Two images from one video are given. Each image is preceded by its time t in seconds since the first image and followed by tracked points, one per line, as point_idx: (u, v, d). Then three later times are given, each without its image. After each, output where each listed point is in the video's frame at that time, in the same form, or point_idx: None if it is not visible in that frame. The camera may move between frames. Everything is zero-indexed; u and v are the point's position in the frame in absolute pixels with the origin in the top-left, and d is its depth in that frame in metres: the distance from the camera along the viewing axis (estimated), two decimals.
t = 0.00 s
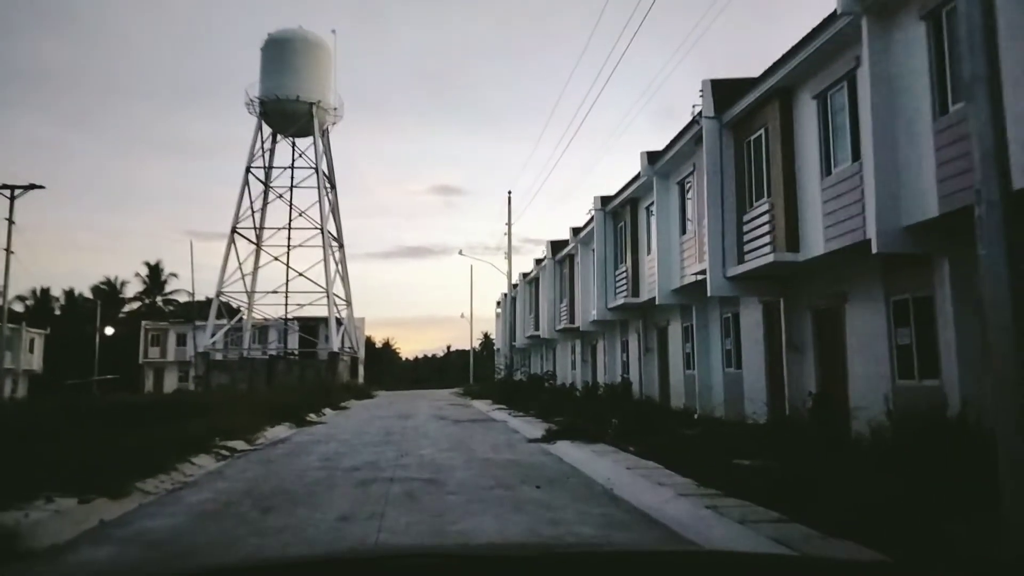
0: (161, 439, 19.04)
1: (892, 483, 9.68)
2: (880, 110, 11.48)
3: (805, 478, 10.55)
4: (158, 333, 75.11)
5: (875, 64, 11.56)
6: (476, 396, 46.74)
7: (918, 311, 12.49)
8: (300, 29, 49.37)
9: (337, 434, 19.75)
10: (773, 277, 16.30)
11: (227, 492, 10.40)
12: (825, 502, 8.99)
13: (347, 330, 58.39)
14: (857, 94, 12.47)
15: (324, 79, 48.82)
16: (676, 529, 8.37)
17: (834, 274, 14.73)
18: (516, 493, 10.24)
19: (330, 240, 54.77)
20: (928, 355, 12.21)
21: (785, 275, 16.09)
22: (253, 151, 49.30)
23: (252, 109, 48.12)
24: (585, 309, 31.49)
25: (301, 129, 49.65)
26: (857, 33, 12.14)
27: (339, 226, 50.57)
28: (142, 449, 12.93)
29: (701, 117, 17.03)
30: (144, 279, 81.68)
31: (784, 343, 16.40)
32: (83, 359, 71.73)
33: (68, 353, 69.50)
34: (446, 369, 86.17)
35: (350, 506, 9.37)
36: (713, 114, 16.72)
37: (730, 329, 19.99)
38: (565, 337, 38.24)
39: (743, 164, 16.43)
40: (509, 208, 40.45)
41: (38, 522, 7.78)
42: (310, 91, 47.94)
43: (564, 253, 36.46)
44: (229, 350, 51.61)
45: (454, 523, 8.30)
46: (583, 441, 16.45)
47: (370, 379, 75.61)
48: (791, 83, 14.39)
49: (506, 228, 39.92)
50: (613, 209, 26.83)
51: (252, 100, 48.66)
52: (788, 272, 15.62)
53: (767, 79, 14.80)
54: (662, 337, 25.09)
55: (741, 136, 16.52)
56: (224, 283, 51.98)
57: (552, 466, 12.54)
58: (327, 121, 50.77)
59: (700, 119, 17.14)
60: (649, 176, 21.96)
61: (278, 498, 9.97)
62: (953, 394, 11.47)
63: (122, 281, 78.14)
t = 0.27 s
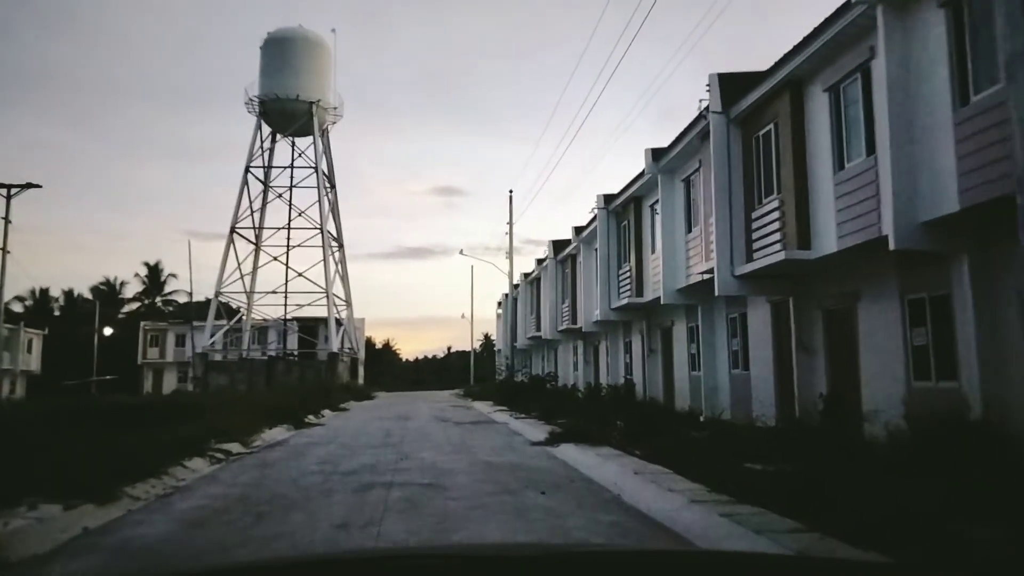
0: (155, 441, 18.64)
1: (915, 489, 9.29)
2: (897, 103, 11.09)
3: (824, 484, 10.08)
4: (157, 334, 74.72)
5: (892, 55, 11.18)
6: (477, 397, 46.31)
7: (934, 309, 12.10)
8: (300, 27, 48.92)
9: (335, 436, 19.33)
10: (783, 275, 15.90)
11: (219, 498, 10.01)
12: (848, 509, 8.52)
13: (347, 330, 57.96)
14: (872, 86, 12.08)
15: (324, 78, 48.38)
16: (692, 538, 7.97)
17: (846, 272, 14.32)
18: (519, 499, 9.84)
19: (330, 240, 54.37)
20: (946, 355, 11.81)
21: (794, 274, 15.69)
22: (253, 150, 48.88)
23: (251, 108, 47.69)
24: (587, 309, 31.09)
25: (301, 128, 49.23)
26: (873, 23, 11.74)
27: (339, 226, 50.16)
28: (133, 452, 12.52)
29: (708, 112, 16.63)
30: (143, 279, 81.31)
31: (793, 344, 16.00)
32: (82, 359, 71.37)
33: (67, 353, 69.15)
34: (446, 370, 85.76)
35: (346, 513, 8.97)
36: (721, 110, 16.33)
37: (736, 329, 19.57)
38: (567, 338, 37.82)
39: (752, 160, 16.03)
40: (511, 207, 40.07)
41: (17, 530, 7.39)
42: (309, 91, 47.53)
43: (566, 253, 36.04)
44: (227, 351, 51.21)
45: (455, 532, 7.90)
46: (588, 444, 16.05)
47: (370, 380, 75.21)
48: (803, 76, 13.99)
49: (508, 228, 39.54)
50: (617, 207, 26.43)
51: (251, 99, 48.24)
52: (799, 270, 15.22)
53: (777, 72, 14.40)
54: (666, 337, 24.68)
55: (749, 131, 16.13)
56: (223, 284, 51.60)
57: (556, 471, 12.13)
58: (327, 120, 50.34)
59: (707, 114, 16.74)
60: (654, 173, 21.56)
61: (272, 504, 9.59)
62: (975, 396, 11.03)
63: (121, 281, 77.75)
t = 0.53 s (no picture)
0: (148, 444, 18.13)
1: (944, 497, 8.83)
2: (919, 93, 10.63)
3: (846, 492, 9.56)
4: (156, 336, 74.24)
5: (912, 43, 10.71)
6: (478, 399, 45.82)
7: (955, 309, 11.65)
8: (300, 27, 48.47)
9: (334, 440, 18.84)
10: (794, 273, 15.42)
11: (210, 507, 9.51)
12: (877, 524, 8.01)
13: (348, 332, 57.56)
14: (891, 77, 11.61)
15: (323, 78, 47.94)
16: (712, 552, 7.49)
17: (861, 270, 13.85)
18: (526, 507, 9.36)
19: (330, 241, 53.95)
20: (967, 356, 11.35)
21: (806, 273, 15.24)
22: (252, 151, 48.46)
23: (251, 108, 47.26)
24: (590, 310, 30.61)
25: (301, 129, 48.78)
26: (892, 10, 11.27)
27: (339, 227, 49.74)
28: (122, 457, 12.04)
29: (717, 106, 16.16)
30: (143, 281, 80.92)
31: (805, 344, 15.51)
32: (80, 362, 70.92)
33: (65, 356, 68.70)
34: (447, 371, 85.32)
35: (343, 523, 8.49)
36: (729, 104, 15.88)
37: (747, 329, 18.92)
38: (570, 339, 37.35)
39: (762, 155, 15.55)
40: (513, 207, 39.72)
41: None
42: (309, 91, 47.09)
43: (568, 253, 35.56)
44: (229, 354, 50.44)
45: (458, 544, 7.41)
46: (594, 447, 15.55)
47: (370, 382, 74.74)
48: (816, 68, 13.55)
49: (510, 228, 39.25)
50: (621, 206, 25.95)
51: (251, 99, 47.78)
52: (812, 268, 14.76)
53: (789, 63, 13.93)
54: (672, 338, 24.19)
55: (759, 126, 15.67)
56: (222, 285, 51.16)
57: (563, 476, 11.64)
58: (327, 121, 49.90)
59: (716, 108, 16.26)
60: (659, 170, 21.08)
61: (265, 513, 9.10)
62: (1002, 399, 10.52)
63: (121, 283, 77.33)
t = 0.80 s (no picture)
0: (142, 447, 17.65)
1: (977, 501, 8.31)
2: (943, 75, 10.12)
3: (871, 496, 9.03)
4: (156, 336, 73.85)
5: (935, 23, 10.19)
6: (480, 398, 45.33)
7: (979, 302, 11.14)
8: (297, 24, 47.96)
9: (333, 441, 18.35)
10: (807, 267, 14.90)
11: (199, 515, 9.01)
12: (908, 528, 7.51)
13: (348, 331, 57.12)
14: (911, 60, 11.09)
15: (321, 74, 47.43)
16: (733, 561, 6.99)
17: (878, 263, 13.33)
18: (533, 514, 8.85)
19: (329, 239, 53.50)
20: (993, 351, 10.84)
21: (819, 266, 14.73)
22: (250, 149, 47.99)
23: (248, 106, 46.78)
24: (594, 307, 30.09)
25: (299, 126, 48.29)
26: None
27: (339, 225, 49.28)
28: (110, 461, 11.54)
29: (725, 95, 15.64)
30: (144, 281, 80.57)
31: (818, 340, 14.99)
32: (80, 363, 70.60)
33: (65, 357, 68.37)
34: (449, 370, 84.87)
35: (339, 532, 7.98)
36: (738, 92, 15.36)
37: (756, 325, 18.40)
38: (573, 337, 36.85)
39: (773, 145, 15.03)
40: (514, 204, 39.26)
41: None
42: (307, 88, 46.58)
43: (570, 250, 35.06)
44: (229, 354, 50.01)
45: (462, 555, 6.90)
46: (600, 448, 15.05)
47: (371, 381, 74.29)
48: (830, 53, 13.03)
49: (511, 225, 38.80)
50: (625, 200, 25.45)
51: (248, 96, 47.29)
52: (826, 262, 14.25)
53: (801, 49, 13.41)
54: (678, 335, 23.69)
55: (770, 114, 15.14)
56: (221, 284, 50.71)
57: (571, 480, 11.13)
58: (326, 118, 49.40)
59: (725, 97, 15.74)
60: (664, 163, 20.57)
61: (257, 521, 8.59)
62: None
63: (121, 283, 76.99)
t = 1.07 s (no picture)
0: (133, 448, 17.20)
1: (1002, 509, 7.93)
2: (963, 68, 9.76)
3: (888, 503, 8.67)
4: (154, 336, 73.39)
5: (954, 12, 9.83)
6: (479, 399, 44.90)
7: (998, 302, 10.76)
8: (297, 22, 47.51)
9: (330, 444, 17.92)
10: (816, 267, 14.53)
11: (188, 521, 8.62)
12: (931, 537, 7.14)
13: (347, 332, 56.70)
14: (928, 51, 10.72)
15: (321, 73, 46.99)
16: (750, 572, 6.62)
17: (891, 262, 12.95)
18: (537, 522, 8.46)
19: (328, 239, 53.11)
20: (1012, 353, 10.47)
21: (828, 265, 14.36)
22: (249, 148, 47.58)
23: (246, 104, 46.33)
24: (595, 307, 29.69)
25: (298, 125, 47.87)
26: None
27: (338, 225, 48.88)
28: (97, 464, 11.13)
29: (733, 90, 15.27)
30: (142, 281, 80.16)
31: (828, 341, 14.61)
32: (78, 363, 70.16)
33: (62, 356, 67.93)
34: (448, 371, 84.44)
35: (334, 540, 7.60)
36: (746, 86, 15.00)
37: (761, 327, 18.02)
38: (574, 337, 36.45)
39: (782, 141, 14.66)
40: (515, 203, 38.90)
41: None
42: (306, 86, 46.15)
43: (571, 250, 34.67)
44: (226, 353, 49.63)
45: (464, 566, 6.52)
46: (604, 451, 14.65)
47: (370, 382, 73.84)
48: (842, 45, 12.66)
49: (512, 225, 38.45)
50: (627, 199, 25.08)
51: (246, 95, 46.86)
52: (836, 261, 13.88)
53: (813, 41, 13.03)
54: (681, 336, 23.30)
55: (779, 109, 14.78)
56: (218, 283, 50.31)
57: (575, 485, 10.73)
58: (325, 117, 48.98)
59: (732, 92, 15.37)
60: (669, 161, 20.19)
61: (248, 529, 8.20)
62: None
63: (118, 283, 76.55)
